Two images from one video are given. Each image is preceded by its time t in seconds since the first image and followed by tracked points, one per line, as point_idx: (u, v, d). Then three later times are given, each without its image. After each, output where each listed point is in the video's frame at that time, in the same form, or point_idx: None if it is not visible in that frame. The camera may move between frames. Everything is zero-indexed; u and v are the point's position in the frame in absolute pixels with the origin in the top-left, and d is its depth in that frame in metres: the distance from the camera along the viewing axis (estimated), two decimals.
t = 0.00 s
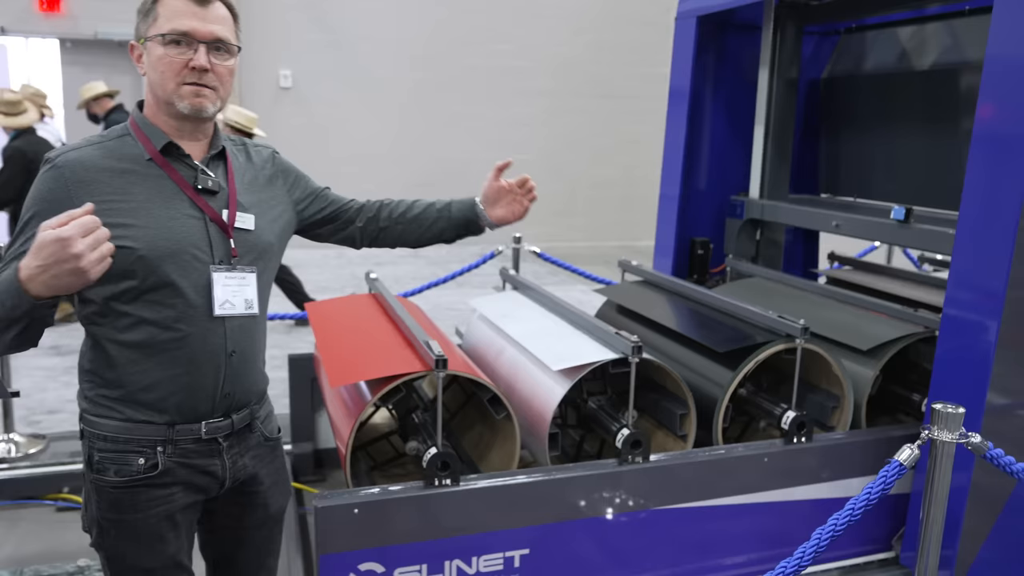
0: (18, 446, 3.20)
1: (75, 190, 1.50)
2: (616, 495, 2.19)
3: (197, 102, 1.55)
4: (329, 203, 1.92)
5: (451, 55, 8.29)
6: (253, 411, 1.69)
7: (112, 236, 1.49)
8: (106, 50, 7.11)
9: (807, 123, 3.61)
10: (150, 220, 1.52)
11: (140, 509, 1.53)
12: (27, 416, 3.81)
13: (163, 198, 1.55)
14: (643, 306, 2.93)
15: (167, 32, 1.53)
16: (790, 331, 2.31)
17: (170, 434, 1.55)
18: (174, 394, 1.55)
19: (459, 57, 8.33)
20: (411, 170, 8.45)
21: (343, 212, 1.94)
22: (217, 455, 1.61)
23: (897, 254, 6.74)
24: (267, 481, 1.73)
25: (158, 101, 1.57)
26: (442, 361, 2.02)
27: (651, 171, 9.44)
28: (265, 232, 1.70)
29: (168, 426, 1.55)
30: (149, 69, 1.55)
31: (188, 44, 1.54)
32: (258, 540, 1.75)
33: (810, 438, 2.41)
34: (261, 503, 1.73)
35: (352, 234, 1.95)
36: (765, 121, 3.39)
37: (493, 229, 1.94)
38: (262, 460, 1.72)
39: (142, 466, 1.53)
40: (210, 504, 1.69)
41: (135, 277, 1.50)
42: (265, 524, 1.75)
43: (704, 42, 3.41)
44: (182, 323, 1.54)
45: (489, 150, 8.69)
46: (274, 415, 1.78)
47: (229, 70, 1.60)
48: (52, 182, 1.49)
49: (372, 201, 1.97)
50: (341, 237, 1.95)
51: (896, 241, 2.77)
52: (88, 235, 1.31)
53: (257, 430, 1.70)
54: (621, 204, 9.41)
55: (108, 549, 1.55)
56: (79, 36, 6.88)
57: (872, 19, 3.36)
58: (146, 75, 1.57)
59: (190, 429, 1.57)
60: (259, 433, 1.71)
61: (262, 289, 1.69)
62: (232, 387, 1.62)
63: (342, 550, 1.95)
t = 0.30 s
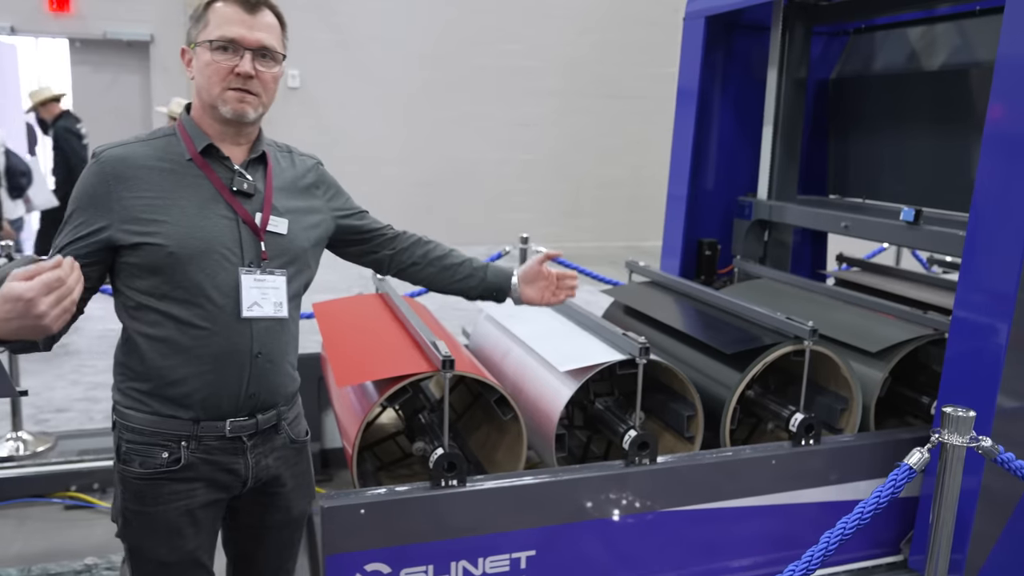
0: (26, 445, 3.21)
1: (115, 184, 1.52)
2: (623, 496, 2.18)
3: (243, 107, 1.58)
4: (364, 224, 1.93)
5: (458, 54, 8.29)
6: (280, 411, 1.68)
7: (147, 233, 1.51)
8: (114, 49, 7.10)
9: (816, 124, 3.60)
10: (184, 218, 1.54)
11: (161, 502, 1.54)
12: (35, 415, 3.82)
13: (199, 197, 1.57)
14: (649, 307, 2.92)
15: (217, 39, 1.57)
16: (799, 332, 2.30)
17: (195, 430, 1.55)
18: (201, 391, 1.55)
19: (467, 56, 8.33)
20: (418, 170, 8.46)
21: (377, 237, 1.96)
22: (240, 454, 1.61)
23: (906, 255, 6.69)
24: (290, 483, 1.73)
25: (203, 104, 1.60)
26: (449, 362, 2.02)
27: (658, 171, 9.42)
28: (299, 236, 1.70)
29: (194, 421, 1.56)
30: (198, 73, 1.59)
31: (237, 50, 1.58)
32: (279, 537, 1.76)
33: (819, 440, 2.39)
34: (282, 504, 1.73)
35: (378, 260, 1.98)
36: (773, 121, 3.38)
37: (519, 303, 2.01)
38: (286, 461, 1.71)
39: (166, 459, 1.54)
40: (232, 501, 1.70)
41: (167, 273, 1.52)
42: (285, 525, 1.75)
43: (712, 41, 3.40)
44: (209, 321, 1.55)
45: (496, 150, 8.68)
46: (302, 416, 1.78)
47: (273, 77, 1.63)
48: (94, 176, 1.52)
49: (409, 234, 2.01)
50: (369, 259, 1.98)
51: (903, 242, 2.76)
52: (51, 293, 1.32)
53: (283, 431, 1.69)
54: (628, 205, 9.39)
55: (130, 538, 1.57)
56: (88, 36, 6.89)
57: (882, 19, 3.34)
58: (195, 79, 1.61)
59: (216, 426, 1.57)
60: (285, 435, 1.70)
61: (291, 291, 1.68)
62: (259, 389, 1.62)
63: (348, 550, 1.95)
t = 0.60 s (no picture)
0: (30, 443, 3.21)
1: (142, 181, 1.44)
2: (626, 498, 2.17)
3: (272, 113, 1.50)
4: (383, 238, 1.82)
5: (463, 54, 8.28)
6: (298, 414, 1.58)
7: (171, 230, 1.43)
8: (121, 49, 7.10)
9: (821, 125, 3.58)
10: (208, 217, 1.46)
11: (173, 500, 1.45)
12: (38, 413, 3.83)
13: (224, 196, 1.48)
14: (653, 308, 2.91)
15: (250, 42, 1.49)
16: (802, 334, 2.29)
17: (210, 429, 1.46)
18: (218, 390, 1.46)
19: (472, 57, 8.32)
20: (423, 170, 8.46)
21: (395, 251, 1.84)
22: (255, 455, 1.51)
23: (910, 256, 6.66)
24: (304, 486, 1.62)
25: (232, 108, 1.52)
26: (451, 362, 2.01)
27: (663, 172, 9.40)
28: (322, 241, 1.60)
29: (210, 420, 1.46)
30: (228, 76, 1.51)
31: (269, 54, 1.50)
32: (293, 542, 1.65)
33: (822, 443, 2.38)
34: (296, 508, 1.62)
35: (394, 275, 1.86)
36: (777, 122, 3.37)
37: (530, 331, 1.91)
38: (300, 464, 1.60)
39: (179, 458, 1.45)
40: (244, 503, 1.60)
41: (189, 270, 1.44)
42: (299, 530, 1.64)
43: (717, 42, 3.39)
44: (229, 321, 1.46)
45: (501, 150, 8.67)
46: (318, 420, 1.67)
47: (304, 83, 1.55)
48: (122, 173, 1.44)
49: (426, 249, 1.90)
50: (387, 272, 1.85)
51: (908, 243, 2.74)
52: (82, 302, 1.25)
53: (298, 434, 1.58)
54: (633, 205, 9.37)
55: (140, 535, 1.48)
56: (95, 35, 6.90)
57: (889, 20, 3.32)
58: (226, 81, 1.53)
59: (232, 427, 1.48)
60: (301, 438, 1.60)
61: (312, 295, 1.58)
62: (277, 391, 1.52)
63: (348, 551, 1.94)
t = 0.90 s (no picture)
0: (31, 443, 3.22)
1: (148, 182, 1.44)
2: (626, 498, 2.17)
3: (277, 111, 1.50)
4: (390, 237, 1.81)
5: (465, 55, 8.28)
6: (303, 416, 1.58)
7: (179, 230, 1.43)
8: (123, 50, 7.11)
9: (823, 125, 3.58)
10: (215, 217, 1.45)
11: (178, 500, 1.45)
12: (40, 413, 3.84)
13: (231, 195, 1.48)
14: (655, 308, 2.90)
15: (255, 41, 1.49)
16: (803, 333, 2.28)
17: (215, 429, 1.46)
18: (224, 389, 1.45)
19: (474, 57, 8.32)
20: (426, 170, 8.46)
21: (402, 250, 1.84)
22: (261, 455, 1.51)
23: (911, 256, 6.63)
24: (310, 487, 1.62)
25: (238, 106, 1.52)
26: (450, 362, 2.00)
27: (665, 172, 9.38)
28: (329, 240, 1.59)
29: (216, 421, 1.46)
30: (234, 75, 1.51)
31: (274, 53, 1.50)
32: (298, 542, 1.64)
33: (822, 442, 2.37)
34: (301, 509, 1.62)
35: (401, 274, 1.86)
36: (779, 121, 3.36)
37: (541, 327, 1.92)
38: (306, 465, 1.60)
39: (185, 457, 1.44)
40: (249, 504, 1.59)
41: (196, 270, 1.44)
42: (304, 531, 1.64)
43: (718, 40, 3.38)
44: (236, 321, 1.46)
45: (504, 150, 8.67)
46: (323, 420, 1.67)
47: (310, 82, 1.54)
48: (129, 173, 1.44)
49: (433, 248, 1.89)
50: (395, 271, 1.85)
51: (909, 242, 2.73)
52: (93, 303, 1.25)
53: (303, 435, 1.58)
54: (635, 205, 9.36)
55: (146, 536, 1.48)
56: (97, 37, 6.90)
57: (890, 18, 3.31)
58: (231, 80, 1.53)
59: (238, 427, 1.48)
60: (307, 439, 1.59)
61: (320, 295, 1.58)
62: (283, 390, 1.52)
63: (348, 551, 1.94)
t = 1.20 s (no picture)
0: (34, 441, 3.22)
1: (155, 180, 1.44)
2: (627, 498, 2.17)
3: (285, 112, 1.50)
4: (392, 241, 1.82)
5: (467, 55, 8.28)
6: (301, 414, 1.58)
7: (185, 230, 1.43)
8: (125, 49, 7.13)
9: (825, 125, 3.59)
10: (220, 218, 1.46)
11: (176, 494, 1.45)
12: (41, 411, 3.85)
13: (236, 196, 1.48)
14: (656, 308, 2.90)
15: (264, 41, 1.50)
16: (804, 334, 2.29)
17: (215, 425, 1.46)
18: (224, 386, 1.46)
19: (475, 56, 8.32)
20: (428, 170, 8.47)
21: (403, 255, 1.85)
22: (259, 451, 1.51)
23: (913, 258, 6.61)
24: (305, 483, 1.62)
25: (246, 107, 1.52)
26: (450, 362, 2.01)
27: (666, 172, 9.37)
28: (332, 243, 1.60)
29: (217, 417, 1.47)
30: (243, 76, 1.51)
31: (283, 54, 1.50)
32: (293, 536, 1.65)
33: (823, 443, 2.37)
34: (296, 504, 1.63)
35: (402, 279, 1.87)
36: (780, 121, 3.37)
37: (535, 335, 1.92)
38: (302, 462, 1.60)
39: (184, 451, 1.45)
40: (245, 499, 1.60)
41: (200, 269, 1.44)
42: (299, 527, 1.65)
43: (720, 41, 3.38)
44: (237, 319, 1.46)
45: (505, 150, 8.67)
46: (320, 417, 1.68)
47: (318, 82, 1.55)
48: (136, 171, 1.44)
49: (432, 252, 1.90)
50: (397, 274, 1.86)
51: (911, 243, 2.72)
52: (100, 308, 1.22)
53: (300, 432, 1.58)
54: (637, 206, 9.36)
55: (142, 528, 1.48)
56: (99, 36, 6.91)
57: (892, 19, 3.31)
58: (240, 80, 1.53)
59: (238, 423, 1.48)
60: (304, 437, 1.60)
61: (321, 296, 1.58)
62: (282, 388, 1.52)
63: (349, 549, 1.94)
